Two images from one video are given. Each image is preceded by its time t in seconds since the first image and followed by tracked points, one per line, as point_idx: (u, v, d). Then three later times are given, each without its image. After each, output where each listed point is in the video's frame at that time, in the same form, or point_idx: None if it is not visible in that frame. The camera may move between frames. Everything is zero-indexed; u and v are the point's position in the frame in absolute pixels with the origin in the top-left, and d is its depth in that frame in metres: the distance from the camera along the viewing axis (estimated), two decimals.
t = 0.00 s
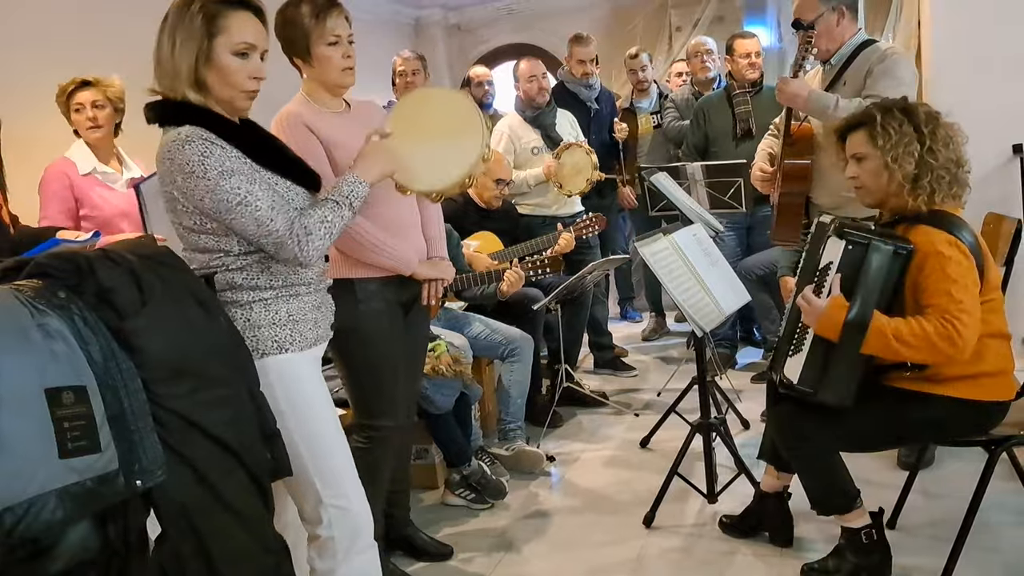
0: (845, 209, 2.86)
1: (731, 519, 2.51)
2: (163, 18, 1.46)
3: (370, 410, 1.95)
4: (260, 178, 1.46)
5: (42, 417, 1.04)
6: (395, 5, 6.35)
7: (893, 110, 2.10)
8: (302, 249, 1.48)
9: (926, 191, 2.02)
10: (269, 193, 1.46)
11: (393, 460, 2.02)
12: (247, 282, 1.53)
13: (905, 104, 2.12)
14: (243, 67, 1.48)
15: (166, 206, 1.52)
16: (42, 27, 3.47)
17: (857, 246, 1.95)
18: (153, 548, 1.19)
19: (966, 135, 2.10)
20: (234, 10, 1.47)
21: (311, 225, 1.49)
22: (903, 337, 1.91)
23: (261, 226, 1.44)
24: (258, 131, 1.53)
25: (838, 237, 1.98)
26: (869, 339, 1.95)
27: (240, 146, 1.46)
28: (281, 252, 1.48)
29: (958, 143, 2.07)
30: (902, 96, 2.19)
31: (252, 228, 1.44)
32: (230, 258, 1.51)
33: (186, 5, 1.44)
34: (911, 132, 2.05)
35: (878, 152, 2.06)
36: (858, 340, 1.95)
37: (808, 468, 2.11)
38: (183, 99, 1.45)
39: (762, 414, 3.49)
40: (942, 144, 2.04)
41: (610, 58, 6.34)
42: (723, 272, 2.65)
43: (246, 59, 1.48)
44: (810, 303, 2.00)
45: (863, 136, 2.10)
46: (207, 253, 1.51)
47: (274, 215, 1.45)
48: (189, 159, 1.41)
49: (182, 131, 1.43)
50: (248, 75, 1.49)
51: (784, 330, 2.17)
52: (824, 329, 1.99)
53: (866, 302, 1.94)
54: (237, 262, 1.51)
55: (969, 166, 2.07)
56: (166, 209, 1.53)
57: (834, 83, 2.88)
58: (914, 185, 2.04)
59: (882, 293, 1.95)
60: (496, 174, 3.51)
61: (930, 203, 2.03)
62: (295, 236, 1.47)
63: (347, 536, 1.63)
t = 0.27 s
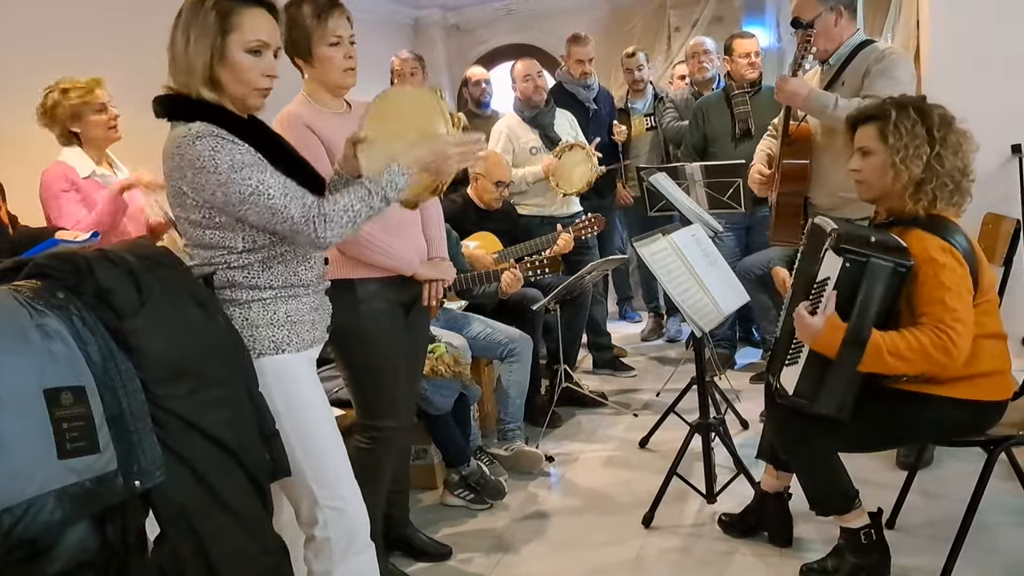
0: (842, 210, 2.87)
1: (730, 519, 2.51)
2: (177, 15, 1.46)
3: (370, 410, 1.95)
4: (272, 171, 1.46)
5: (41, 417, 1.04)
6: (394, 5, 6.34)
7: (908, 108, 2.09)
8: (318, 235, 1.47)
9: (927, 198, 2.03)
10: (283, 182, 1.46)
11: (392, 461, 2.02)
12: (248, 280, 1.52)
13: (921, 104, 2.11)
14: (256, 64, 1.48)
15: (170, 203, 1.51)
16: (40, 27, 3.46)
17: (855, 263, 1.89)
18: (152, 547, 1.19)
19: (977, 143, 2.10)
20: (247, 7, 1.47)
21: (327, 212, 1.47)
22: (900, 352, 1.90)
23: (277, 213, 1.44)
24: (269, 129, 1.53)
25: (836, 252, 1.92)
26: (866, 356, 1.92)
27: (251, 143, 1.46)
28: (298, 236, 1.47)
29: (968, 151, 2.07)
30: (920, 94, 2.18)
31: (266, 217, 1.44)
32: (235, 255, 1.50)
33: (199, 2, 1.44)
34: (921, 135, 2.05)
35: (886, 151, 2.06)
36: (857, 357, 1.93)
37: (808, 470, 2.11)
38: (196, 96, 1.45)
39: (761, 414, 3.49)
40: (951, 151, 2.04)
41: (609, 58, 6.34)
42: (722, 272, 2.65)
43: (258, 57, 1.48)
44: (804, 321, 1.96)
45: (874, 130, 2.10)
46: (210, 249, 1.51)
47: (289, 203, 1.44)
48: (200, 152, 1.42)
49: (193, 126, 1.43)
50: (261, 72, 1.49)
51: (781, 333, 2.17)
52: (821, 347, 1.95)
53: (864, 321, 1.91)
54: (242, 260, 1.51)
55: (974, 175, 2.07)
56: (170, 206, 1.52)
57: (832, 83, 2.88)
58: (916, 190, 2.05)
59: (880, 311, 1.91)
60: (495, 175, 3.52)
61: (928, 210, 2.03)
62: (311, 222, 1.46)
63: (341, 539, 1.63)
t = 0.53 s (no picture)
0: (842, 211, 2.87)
1: (729, 519, 2.51)
2: (159, 22, 1.47)
3: (369, 410, 1.95)
4: (263, 171, 1.46)
5: (40, 417, 1.04)
6: (393, 5, 6.34)
7: (914, 108, 2.09)
8: (307, 236, 1.46)
9: (931, 199, 2.03)
10: (274, 182, 1.46)
11: (391, 462, 2.02)
12: (245, 281, 1.52)
13: (928, 104, 2.11)
14: (242, 57, 1.48)
15: (165, 206, 1.52)
16: (40, 26, 3.46)
17: (854, 275, 1.88)
18: (151, 548, 1.19)
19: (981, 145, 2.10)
20: None
21: (316, 210, 1.47)
22: (896, 358, 1.91)
23: (267, 213, 1.44)
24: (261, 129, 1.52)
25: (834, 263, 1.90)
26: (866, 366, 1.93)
27: (242, 142, 1.46)
28: (286, 239, 1.47)
29: (971, 153, 2.07)
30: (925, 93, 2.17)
31: (258, 217, 1.44)
32: (230, 256, 1.51)
33: (178, 6, 1.45)
34: (927, 136, 2.05)
35: (891, 151, 2.06)
36: (857, 368, 1.93)
37: (807, 470, 2.11)
38: (188, 97, 1.45)
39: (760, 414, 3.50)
40: (955, 153, 2.04)
41: (608, 58, 6.35)
42: (722, 272, 2.65)
43: (245, 49, 1.48)
44: (801, 331, 1.97)
45: (879, 130, 2.10)
46: (206, 250, 1.51)
47: (279, 201, 1.45)
48: (192, 153, 1.42)
49: (184, 127, 1.43)
50: (249, 64, 1.49)
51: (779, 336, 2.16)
52: (819, 357, 1.95)
53: (863, 331, 1.90)
54: (237, 261, 1.51)
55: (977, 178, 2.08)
56: (166, 208, 1.52)
57: (830, 83, 2.88)
58: (921, 191, 2.04)
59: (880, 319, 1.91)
60: (495, 175, 3.52)
61: (932, 210, 2.04)
62: (299, 224, 1.46)
63: (344, 538, 1.63)
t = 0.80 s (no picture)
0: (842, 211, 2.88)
1: (728, 520, 2.51)
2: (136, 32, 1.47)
3: (370, 410, 1.95)
4: (253, 179, 1.47)
5: (39, 417, 1.04)
6: (392, 5, 6.34)
7: (920, 112, 2.10)
8: (298, 245, 1.49)
9: (934, 204, 2.04)
10: (263, 190, 1.46)
11: (391, 461, 2.02)
12: (241, 283, 1.52)
13: (934, 108, 2.11)
14: (223, 54, 1.47)
15: (158, 211, 1.52)
16: (40, 26, 3.45)
17: (859, 287, 1.84)
18: (151, 548, 1.19)
19: (981, 150, 2.12)
20: None
21: (307, 220, 1.49)
22: (897, 369, 1.90)
23: (258, 223, 1.44)
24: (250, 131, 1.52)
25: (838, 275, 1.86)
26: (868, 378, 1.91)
27: (231, 147, 1.45)
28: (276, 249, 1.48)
29: (973, 158, 2.08)
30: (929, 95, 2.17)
31: (247, 227, 1.44)
32: (224, 260, 1.51)
33: (154, 11, 1.45)
34: (933, 143, 2.05)
35: (898, 157, 2.07)
36: (860, 379, 1.90)
37: (808, 471, 2.11)
38: (174, 102, 1.45)
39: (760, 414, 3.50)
40: (960, 159, 2.05)
41: (607, 59, 6.35)
42: (721, 272, 2.65)
43: (225, 47, 1.48)
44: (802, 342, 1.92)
45: (884, 133, 2.10)
46: (200, 255, 1.51)
47: (270, 213, 1.45)
48: (181, 160, 1.41)
49: (173, 134, 1.43)
50: (232, 60, 1.49)
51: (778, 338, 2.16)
52: (823, 369, 1.92)
53: (866, 344, 1.88)
54: (231, 265, 1.51)
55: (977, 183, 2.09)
56: (158, 213, 1.52)
57: (830, 82, 2.88)
58: (926, 198, 2.05)
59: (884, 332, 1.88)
60: (495, 174, 3.52)
61: (936, 215, 2.04)
62: (293, 232, 1.48)
63: (357, 532, 1.64)
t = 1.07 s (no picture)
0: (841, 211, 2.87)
1: (728, 520, 2.51)
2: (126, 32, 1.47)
3: (368, 411, 1.95)
4: (249, 173, 1.45)
5: (39, 417, 1.04)
6: (392, 5, 6.35)
7: (920, 112, 2.11)
8: (300, 235, 1.45)
9: (937, 203, 2.04)
10: (261, 182, 1.44)
11: (389, 463, 2.01)
12: (245, 281, 1.52)
13: (934, 107, 2.12)
14: (213, 56, 1.47)
15: (157, 214, 1.52)
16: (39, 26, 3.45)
17: (874, 301, 1.79)
18: (151, 549, 1.19)
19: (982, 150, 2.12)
20: (192, 1, 1.47)
21: (311, 210, 1.44)
22: (909, 377, 1.90)
23: (257, 216, 1.42)
24: (244, 128, 1.51)
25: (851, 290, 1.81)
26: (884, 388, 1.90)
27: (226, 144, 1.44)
28: (279, 240, 1.46)
29: (974, 158, 2.08)
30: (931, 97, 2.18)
31: (247, 220, 1.43)
32: (226, 259, 1.51)
33: (144, 11, 1.45)
34: (933, 141, 2.06)
35: (898, 155, 2.07)
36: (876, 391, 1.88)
37: (807, 471, 2.11)
38: (162, 104, 1.44)
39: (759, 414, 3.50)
40: (960, 158, 2.05)
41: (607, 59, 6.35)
42: (721, 273, 2.65)
43: (215, 47, 1.48)
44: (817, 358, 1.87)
45: (884, 133, 2.11)
46: (203, 254, 1.51)
47: (269, 203, 1.43)
48: (175, 162, 1.41)
49: (166, 135, 1.42)
50: (221, 62, 1.49)
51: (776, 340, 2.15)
52: (842, 384, 1.88)
53: (882, 355, 1.84)
54: (234, 263, 1.51)
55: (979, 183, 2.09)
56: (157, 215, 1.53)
57: (830, 82, 2.87)
58: (928, 196, 2.04)
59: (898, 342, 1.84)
60: (493, 174, 3.52)
61: (939, 213, 2.04)
62: (293, 221, 1.44)
63: (343, 540, 1.63)
